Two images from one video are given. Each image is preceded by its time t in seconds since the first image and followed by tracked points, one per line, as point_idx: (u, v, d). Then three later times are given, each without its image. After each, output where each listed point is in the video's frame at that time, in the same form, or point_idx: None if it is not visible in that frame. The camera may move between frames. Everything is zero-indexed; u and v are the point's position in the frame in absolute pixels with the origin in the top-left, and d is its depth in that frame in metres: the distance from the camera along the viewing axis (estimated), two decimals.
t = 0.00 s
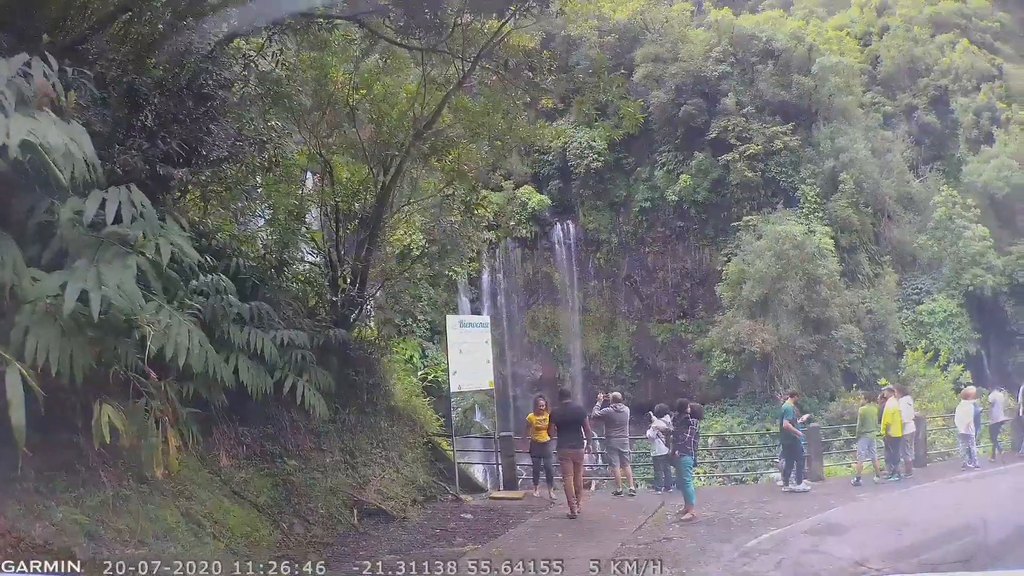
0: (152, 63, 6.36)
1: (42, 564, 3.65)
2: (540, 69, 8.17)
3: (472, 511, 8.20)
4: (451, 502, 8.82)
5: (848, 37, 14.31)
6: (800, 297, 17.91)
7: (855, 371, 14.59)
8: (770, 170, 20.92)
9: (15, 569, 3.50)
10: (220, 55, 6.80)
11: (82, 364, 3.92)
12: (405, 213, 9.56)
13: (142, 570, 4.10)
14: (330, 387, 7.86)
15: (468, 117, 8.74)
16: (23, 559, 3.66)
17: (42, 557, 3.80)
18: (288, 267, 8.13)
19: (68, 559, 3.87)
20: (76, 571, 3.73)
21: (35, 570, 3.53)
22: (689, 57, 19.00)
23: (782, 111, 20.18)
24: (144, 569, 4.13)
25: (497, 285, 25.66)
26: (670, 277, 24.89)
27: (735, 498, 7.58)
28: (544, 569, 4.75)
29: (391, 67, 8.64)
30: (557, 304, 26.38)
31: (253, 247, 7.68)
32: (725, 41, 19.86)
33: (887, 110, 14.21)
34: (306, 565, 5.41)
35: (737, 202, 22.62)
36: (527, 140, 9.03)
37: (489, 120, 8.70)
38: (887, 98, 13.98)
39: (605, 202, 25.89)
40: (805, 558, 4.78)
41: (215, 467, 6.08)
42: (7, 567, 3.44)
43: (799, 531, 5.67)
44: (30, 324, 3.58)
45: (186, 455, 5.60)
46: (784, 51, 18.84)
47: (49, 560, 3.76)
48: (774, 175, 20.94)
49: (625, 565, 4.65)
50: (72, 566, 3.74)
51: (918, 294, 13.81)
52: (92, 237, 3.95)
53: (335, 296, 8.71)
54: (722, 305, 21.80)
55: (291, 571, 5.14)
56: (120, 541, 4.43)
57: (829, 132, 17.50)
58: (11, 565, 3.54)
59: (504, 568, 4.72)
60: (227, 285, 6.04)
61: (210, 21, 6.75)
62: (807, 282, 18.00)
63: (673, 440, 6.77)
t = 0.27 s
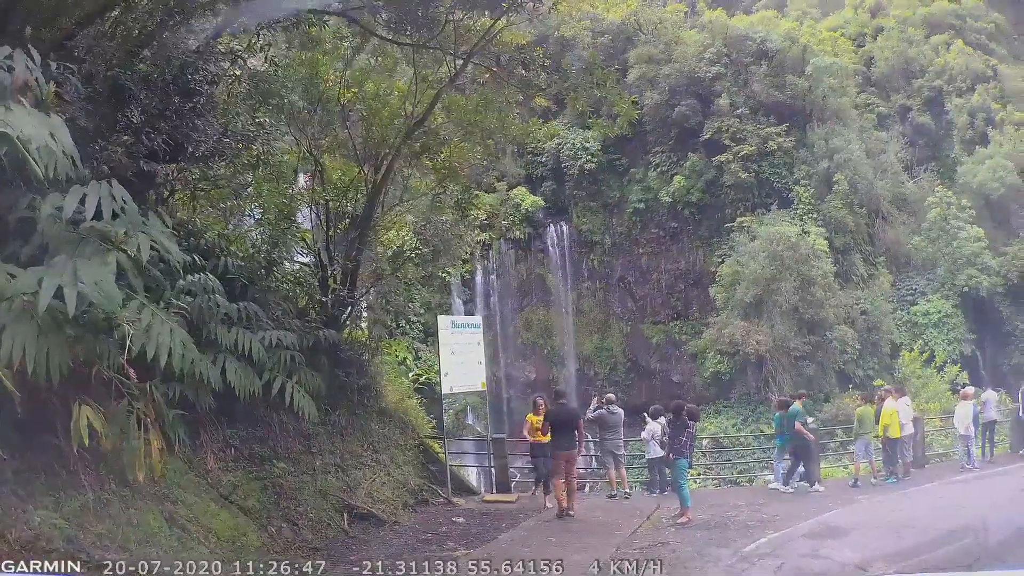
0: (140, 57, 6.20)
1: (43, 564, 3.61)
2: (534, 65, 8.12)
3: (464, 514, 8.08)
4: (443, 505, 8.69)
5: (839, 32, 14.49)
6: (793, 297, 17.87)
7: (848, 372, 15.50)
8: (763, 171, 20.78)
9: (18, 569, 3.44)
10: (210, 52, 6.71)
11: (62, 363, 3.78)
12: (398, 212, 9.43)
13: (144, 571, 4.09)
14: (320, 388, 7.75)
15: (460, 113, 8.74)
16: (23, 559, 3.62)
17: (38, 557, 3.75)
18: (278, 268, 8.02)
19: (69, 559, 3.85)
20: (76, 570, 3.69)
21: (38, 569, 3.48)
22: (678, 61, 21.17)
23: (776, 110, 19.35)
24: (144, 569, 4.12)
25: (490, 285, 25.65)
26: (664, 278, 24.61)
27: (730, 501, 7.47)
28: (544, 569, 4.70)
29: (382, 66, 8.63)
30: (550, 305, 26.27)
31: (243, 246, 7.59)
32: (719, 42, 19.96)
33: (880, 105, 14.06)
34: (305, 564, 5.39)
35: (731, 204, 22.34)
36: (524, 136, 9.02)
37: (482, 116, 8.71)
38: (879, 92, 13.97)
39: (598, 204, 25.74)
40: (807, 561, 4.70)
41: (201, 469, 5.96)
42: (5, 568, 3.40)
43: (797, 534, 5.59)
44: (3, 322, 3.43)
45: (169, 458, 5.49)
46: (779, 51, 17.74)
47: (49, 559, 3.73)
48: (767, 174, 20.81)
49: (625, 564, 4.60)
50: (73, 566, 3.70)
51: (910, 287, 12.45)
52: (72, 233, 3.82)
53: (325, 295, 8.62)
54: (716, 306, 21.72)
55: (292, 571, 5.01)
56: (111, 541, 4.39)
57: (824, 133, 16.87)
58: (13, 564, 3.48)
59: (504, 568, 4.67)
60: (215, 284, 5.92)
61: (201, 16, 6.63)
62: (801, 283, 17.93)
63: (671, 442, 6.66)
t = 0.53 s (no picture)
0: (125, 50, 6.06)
1: (42, 564, 3.65)
2: (532, 63, 8.32)
3: (457, 516, 7.97)
4: (434, 508, 8.56)
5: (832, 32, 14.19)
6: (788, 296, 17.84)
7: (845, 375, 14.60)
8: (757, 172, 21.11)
9: (16, 569, 3.49)
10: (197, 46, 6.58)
11: (36, 361, 3.64)
12: (390, 210, 9.28)
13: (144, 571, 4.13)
14: (309, 389, 7.61)
15: (453, 109, 8.43)
16: (24, 560, 3.65)
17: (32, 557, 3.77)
18: (268, 267, 7.86)
19: (67, 560, 3.88)
20: (75, 571, 3.73)
21: (36, 569, 3.53)
22: (674, 61, 20.23)
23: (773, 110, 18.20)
24: (145, 569, 4.16)
25: (484, 286, 25.69)
26: (658, 278, 24.53)
27: (727, 502, 7.37)
28: (544, 569, 4.69)
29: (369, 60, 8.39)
30: (545, 306, 26.13)
31: (232, 246, 7.41)
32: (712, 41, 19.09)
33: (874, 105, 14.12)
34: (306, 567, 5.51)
35: (725, 203, 22.00)
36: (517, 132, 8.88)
37: (475, 112, 8.46)
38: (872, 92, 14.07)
39: (593, 204, 25.75)
40: (808, 565, 4.61)
41: (187, 471, 5.82)
42: (5, 568, 3.44)
43: (797, 537, 5.51)
44: None
45: (153, 461, 5.38)
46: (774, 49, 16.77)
47: (48, 559, 3.76)
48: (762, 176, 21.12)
49: (624, 564, 4.61)
50: (72, 566, 3.74)
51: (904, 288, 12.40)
52: (50, 226, 3.69)
53: (314, 293, 8.61)
54: (711, 307, 21.60)
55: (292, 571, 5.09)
56: (100, 542, 4.34)
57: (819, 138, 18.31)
58: (12, 565, 3.52)
59: (504, 569, 4.62)
60: (202, 281, 5.80)
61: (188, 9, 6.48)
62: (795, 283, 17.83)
63: (668, 442, 6.57)
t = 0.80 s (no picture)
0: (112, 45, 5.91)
1: (42, 563, 3.68)
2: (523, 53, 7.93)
3: (452, 522, 7.83)
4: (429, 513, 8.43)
5: (830, 32, 16.40)
6: (786, 295, 17.66)
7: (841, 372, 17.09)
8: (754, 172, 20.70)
9: (17, 569, 3.52)
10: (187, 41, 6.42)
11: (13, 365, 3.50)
12: (382, 210, 9.25)
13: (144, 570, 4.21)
14: (301, 392, 7.49)
15: (446, 108, 8.48)
16: (25, 558, 3.72)
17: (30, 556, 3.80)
18: (259, 269, 7.74)
19: (67, 559, 3.93)
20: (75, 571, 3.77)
21: (37, 569, 3.56)
22: (669, 61, 21.15)
23: (767, 112, 20.92)
24: (144, 569, 4.24)
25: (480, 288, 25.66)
26: (654, 278, 24.02)
27: (726, 504, 7.27)
28: (544, 569, 4.79)
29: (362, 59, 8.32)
30: (540, 307, 25.85)
31: (223, 247, 7.34)
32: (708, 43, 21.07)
33: (868, 103, 16.24)
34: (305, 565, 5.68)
35: (723, 203, 21.57)
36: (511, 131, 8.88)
37: (469, 112, 8.48)
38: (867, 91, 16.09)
39: (588, 206, 25.17)
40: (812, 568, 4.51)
41: (176, 476, 5.69)
42: (6, 567, 3.49)
43: (800, 539, 5.42)
44: None
45: (140, 466, 5.27)
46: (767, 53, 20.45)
47: (49, 560, 3.82)
48: (758, 175, 20.86)
49: (624, 565, 4.68)
50: (71, 565, 3.77)
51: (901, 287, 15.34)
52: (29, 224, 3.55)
53: (307, 297, 8.44)
54: (707, 308, 21.37)
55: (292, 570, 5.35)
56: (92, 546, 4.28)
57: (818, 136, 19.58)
58: (13, 565, 3.56)
59: (505, 569, 4.77)
60: (191, 282, 5.68)
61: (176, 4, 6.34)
62: (792, 283, 17.73)
63: (667, 443, 6.48)
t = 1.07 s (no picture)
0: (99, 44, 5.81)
1: (41, 564, 3.83)
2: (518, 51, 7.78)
3: (448, 528, 7.73)
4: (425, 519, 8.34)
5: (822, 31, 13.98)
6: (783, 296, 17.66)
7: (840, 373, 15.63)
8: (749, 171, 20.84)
9: (16, 569, 3.67)
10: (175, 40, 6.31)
11: None
12: (375, 212, 9.12)
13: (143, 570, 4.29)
14: (294, 397, 7.39)
15: (440, 108, 8.34)
16: (26, 558, 3.87)
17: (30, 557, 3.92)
18: (251, 271, 7.61)
19: (70, 559, 4.03)
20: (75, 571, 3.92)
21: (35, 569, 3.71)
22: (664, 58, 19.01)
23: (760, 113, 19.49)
24: (144, 569, 4.32)
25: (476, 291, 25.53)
26: (652, 280, 24.05)
27: (725, 508, 7.20)
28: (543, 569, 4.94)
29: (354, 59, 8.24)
30: (537, 309, 25.74)
31: (214, 250, 7.20)
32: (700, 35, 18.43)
33: (865, 104, 13.91)
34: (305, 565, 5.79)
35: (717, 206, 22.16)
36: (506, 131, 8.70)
37: (464, 112, 8.35)
38: (863, 89, 13.87)
39: (583, 208, 25.06)
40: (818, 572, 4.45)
41: (167, 485, 5.59)
42: (6, 567, 3.63)
43: (803, 543, 5.38)
44: None
45: (130, 474, 5.17)
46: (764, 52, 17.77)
47: (48, 559, 3.95)
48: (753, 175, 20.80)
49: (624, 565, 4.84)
50: (71, 566, 3.92)
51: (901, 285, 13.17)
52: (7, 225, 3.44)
53: (300, 299, 8.20)
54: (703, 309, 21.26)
55: (292, 570, 5.58)
56: (90, 545, 4.27)
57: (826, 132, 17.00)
58: (12, 564, 3.70)
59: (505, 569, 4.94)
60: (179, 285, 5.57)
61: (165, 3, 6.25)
62: (790, 283, 17.81)
63: (668, 446, 6.37)
